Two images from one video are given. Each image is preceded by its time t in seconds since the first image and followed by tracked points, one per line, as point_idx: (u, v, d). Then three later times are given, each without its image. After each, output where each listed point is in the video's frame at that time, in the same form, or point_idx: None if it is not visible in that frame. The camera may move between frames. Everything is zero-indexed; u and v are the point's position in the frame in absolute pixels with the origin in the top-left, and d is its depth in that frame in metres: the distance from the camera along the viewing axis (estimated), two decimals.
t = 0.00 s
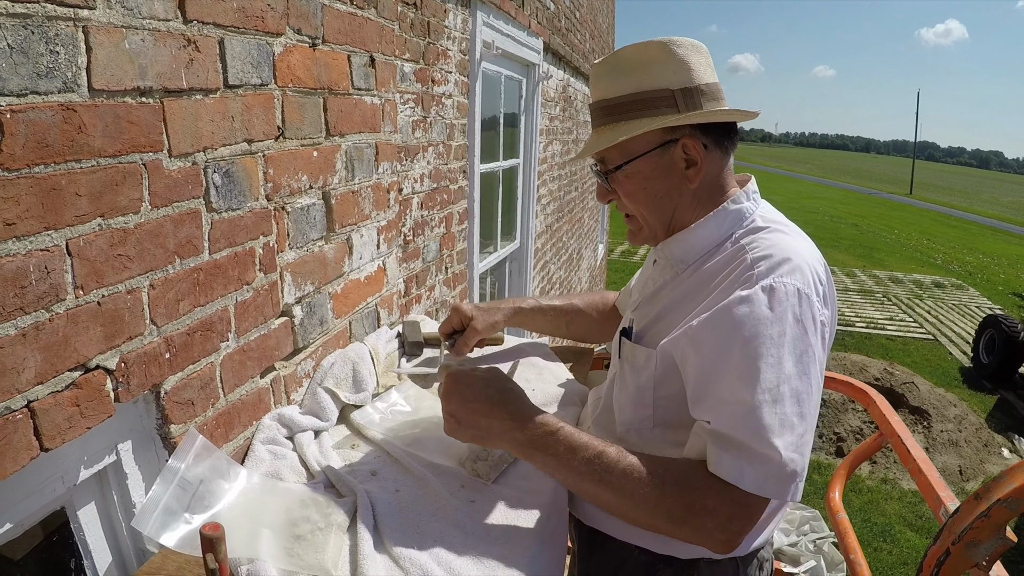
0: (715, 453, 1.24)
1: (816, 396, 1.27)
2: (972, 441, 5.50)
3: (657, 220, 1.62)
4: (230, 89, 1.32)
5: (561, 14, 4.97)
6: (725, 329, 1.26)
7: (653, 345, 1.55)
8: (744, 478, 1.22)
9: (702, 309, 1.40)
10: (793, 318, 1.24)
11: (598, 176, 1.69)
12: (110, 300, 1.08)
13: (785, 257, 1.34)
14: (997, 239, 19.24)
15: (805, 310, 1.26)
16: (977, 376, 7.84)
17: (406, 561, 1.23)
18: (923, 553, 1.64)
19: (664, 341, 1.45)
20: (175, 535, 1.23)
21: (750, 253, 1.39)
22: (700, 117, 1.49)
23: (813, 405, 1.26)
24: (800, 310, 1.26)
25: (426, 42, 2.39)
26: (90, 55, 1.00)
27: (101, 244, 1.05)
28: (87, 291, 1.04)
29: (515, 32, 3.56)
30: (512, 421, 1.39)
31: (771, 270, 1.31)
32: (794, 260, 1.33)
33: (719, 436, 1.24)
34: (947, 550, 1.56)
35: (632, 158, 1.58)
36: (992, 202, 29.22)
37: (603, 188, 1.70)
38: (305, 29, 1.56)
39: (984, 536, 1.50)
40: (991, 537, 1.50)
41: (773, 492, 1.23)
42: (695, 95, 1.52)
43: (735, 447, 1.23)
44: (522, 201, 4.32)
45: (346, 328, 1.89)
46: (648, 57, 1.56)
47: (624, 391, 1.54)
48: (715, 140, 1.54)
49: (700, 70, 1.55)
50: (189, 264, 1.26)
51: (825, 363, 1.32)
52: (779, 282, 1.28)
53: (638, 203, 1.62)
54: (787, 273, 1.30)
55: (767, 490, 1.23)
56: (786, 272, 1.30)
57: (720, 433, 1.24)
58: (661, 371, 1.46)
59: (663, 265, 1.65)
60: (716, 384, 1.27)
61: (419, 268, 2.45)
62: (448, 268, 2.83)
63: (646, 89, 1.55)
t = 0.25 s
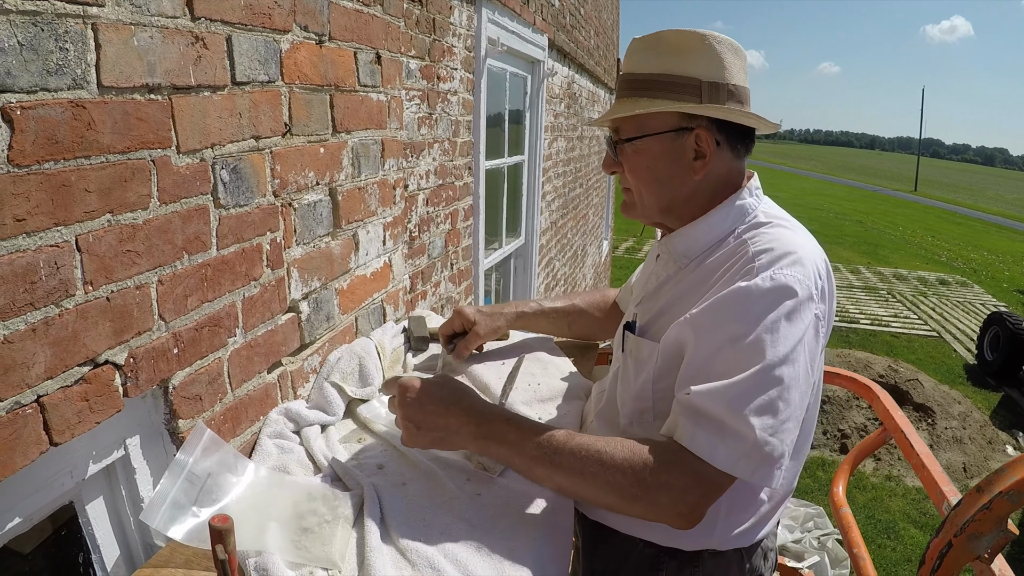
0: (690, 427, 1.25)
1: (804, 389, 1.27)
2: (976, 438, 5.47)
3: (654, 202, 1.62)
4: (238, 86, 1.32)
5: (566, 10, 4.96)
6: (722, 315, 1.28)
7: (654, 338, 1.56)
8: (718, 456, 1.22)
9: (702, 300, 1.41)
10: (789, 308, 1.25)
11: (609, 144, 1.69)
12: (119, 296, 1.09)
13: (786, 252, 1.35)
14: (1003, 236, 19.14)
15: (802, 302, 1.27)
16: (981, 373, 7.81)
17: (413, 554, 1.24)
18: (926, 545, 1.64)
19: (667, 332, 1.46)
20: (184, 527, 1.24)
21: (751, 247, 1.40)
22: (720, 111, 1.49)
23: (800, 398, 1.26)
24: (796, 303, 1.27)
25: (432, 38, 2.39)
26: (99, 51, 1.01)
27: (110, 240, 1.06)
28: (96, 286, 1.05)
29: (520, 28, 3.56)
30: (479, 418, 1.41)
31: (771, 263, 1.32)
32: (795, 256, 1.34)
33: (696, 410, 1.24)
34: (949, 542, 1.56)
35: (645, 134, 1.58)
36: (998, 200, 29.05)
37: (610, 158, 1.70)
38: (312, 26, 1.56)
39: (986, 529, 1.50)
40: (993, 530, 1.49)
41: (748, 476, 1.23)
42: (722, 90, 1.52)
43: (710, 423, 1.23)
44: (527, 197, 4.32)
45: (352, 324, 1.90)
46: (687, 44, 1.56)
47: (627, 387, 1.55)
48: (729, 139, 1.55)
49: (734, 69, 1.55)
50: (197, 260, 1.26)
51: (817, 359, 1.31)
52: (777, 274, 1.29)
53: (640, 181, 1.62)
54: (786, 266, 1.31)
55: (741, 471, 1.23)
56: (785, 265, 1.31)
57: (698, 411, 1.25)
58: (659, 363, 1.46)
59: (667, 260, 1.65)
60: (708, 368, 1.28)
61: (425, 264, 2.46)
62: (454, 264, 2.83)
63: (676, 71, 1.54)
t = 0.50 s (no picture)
0: (678, 411, 1.24)
1: (794, 383, 1.27)
2: (979, 437, 5.44)
3: (658, 188, 1.62)
4: (244, 85, 1.33)
5: (570, 10, 4.96)
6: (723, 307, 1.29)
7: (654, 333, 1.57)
8: (703, 442, 1.22)
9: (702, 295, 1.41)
10: (787, 303, 1.26)
11: (624, 123, 1.69)
12: (126, 293, 1.10)
13: (787, 249, 1.35)
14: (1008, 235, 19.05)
15: (800, 298, 1.28)
16: (985, 373, 7.79)
17: (417, 551, 1.24)
18: (930, 544, 1.63)
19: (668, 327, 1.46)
20: (189, 525, 1.24)
21: (753, 244, 1.40)
22: (736, 112, 1.49)
23: (790, 390, 1.26)
24: (794, 299, 1.27)
25: (436, 37, 2.39)
26: (106, 50, 1.02)
27: (117, 237, 1.07)
28: (103, 284, 1.05)
29: (524, 27, 3.56)
30: (479, 404, 1.43)
31: (773, 259, 1.33)
32: (796, 254, 1.34)
33: (686, 394, 1.24)
34: (952, 540, 1.54)
35: (661, 120, 1.58)
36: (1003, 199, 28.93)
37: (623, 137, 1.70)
38: (317, 25, 1.56)
39: (989, 527, 1.48)
40: (996, 528, 1.47)
41: (732, 464, 1.23)
42: (743, 94, 1.52)
43: (698, 407, 1.23)
44: (531, 196, 4.32)
45: (357, 322, 1.91)
46: (721, 43, 1.56)
47: (628, 383, 1.56)
48: (741, 141, 1.55)
49: (760, 76, 1.55)
50: (203, 258, 1.27)
51: (811, 357, 1.31)
52: (778, 270, 1.29)
53: (647, 165, 1.63)
54: (786, 263, 1.32)
55: (725, 458, 1.22)
56: (786, 262, 1.32)
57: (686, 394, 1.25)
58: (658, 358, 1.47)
59: (669, 256, 1.65)
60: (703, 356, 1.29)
61: (429, 263, 2.46)
62: (458, 263, 2.84)
63: (703, 66, 1.53)
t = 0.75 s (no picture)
0: (671, 401, 1.25)
1: (791, 378, 1.27)
2: (982, 437, 5.43)
3: (669, 190, 1.63)
4: (248, 84, 1.34)
5: (573, 9, 4.96)
6: (724, 303, 1.31)
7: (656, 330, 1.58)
8: (694, 431, 1.23)
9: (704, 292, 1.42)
10: (787, 300, 1.27)
11: (630, 126, 1.68)
12: (131, 290, 1.11)
13: (790, 249, 1.36)
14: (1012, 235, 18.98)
15: (801, 297, 1.28)
16: (988, 373, 7.76)
17: (420, 548, 1.24)
18: (929, 543, 1.59)
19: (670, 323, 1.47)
20: (193, 523, 1.25)
21: (755, 243, 1.41)
22: (745, 109, 1.50)
23: (785, 385, 1.26)
24: (794, 296, 1.28)
25: (440, 36, 2.39)
26: (111, 49, 1.02)
27: (122, 235, 1.07)
28: (108, 281, 1.06)
29: (527, 27, 3.56)
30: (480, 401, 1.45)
31: (775, 258, 1.34)
32: (799, 254, 1.35)
33: (680, 385, 1.25)
34: (952, 539, 1.51)
35: (669, 122, 1.58)
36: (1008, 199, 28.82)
37: (630, 140, 1.69)
38: (321, 24, 1.57)
39: (989, 526, 1.44)
40: (996, 526, 1.44)
41: (725, 457, 1.24)
42: (748, 90, 1.52)
43: (692, 398, 1.24)
44: (534, 195, 4.32)
45: (360, 321, 1.91)
46: (723, 41, 1.56)
47: (629, 380, 1.56)
48: (749, 137, 1.56)
49: (762, 71, 1.55)
50: (208, 256, 1.28)
51: (809, 355, 1.31)
52: (780, 268, 1.30)
53: (657, 167, 1.63)
54: (789, 262, 1.33)
55: (716, 448, 1.23)
56: (788, 262, 1.33)
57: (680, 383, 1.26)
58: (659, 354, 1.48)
59: (670, 253, 1.66)
60: (701, 348, 1.30)
61: (432, 261, 2.47)
62: (461, 261, 2.84)
63: (706, 65, 1.53)
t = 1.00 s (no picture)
0: (674, 401, 1.26)
1: (795, 375, 1.27)
2: (985, 437, 5.41)
3: (673, 195, 1.63)
4: (251, 84, 1.34)
5: (575, 9, 4.96)
6: (727, 301, 1.31)
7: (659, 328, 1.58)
8: (699, 428, 1.24)
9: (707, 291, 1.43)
10: (790, 297, 1.27)
11: (627, 135, 1.68)
12: (135, 289, 1.12)
13: (792, 246, 1.37)
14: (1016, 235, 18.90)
15: (804, 294, 1.29)
16: (991, 373, 7.74)
17: (422, 545, 1.25)
18: (927, 539, 1.54)
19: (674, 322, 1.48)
20: (196, 519, 1.25)
21: (758, 241, 1.42)
22: (742, 107, 1.50)
23: (790, 382, 1.27)
24: (797, 294, 1.28)
25: (442, 37, 2.40)
26: (117, 51, 1.03)
27: (126, 235, 1.08)
28: (113, 280, 1.07)
29: (530, 27, 3.57)
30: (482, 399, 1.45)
31: (778, 256, 1.34)
32: (802, 252, 1.35)
33: (683, 384, 1.26)
34: (950, 536, 1.46)
35: (667, 127, 1.58)
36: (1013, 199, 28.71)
37: (629, 149, 1.69)
38: (324, 25, 1.58)
39: (988, 522, 1.40)
40: (994, 523, 1.40)
41: (730, 454, 1.24)
42: (742, 87, 1.53)
43: (695, 397, 1.25)
44: (537, 195, 4.33)
45: (363, 320, 1.92)
46: (712, 40, 1.56)
47: (631, 378, 1.57)
48: (748, 134, 1.57)
49: (753, 66, 1.56)
50: (211, 255, 1.28)
51: (813, 352, 1.32)
52: (783, 266, 1.31)
53: (659, 173, 1.63)
54: (792, 259, 1.33)
55: (721, 446, 1.23)
56: (792, 259, 1.33)
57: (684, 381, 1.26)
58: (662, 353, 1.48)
59: (671, 252, 1.66)
60: (704, 346, 1.30)
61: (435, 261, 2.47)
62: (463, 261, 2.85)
63: (699, 66, 1.54)
